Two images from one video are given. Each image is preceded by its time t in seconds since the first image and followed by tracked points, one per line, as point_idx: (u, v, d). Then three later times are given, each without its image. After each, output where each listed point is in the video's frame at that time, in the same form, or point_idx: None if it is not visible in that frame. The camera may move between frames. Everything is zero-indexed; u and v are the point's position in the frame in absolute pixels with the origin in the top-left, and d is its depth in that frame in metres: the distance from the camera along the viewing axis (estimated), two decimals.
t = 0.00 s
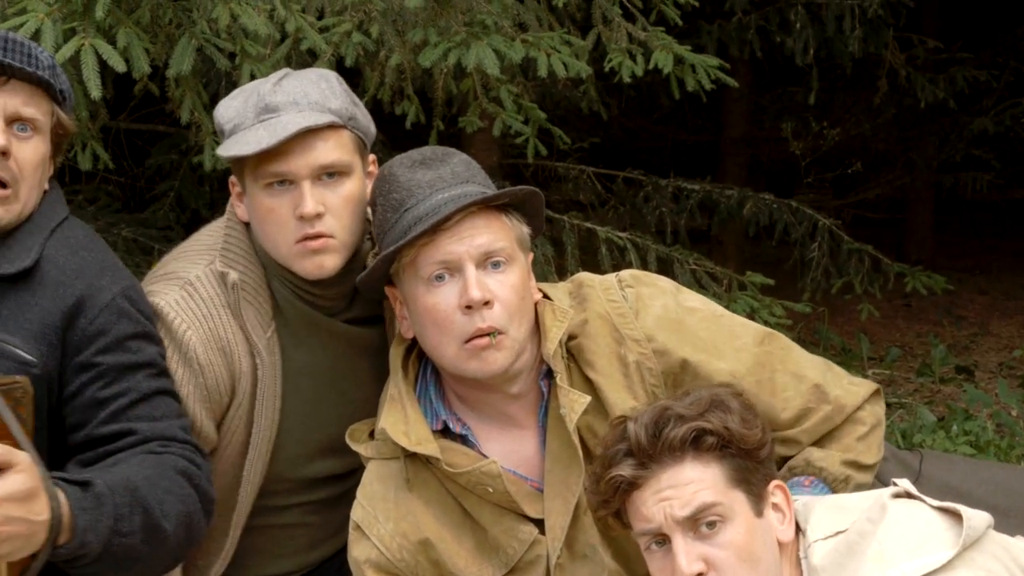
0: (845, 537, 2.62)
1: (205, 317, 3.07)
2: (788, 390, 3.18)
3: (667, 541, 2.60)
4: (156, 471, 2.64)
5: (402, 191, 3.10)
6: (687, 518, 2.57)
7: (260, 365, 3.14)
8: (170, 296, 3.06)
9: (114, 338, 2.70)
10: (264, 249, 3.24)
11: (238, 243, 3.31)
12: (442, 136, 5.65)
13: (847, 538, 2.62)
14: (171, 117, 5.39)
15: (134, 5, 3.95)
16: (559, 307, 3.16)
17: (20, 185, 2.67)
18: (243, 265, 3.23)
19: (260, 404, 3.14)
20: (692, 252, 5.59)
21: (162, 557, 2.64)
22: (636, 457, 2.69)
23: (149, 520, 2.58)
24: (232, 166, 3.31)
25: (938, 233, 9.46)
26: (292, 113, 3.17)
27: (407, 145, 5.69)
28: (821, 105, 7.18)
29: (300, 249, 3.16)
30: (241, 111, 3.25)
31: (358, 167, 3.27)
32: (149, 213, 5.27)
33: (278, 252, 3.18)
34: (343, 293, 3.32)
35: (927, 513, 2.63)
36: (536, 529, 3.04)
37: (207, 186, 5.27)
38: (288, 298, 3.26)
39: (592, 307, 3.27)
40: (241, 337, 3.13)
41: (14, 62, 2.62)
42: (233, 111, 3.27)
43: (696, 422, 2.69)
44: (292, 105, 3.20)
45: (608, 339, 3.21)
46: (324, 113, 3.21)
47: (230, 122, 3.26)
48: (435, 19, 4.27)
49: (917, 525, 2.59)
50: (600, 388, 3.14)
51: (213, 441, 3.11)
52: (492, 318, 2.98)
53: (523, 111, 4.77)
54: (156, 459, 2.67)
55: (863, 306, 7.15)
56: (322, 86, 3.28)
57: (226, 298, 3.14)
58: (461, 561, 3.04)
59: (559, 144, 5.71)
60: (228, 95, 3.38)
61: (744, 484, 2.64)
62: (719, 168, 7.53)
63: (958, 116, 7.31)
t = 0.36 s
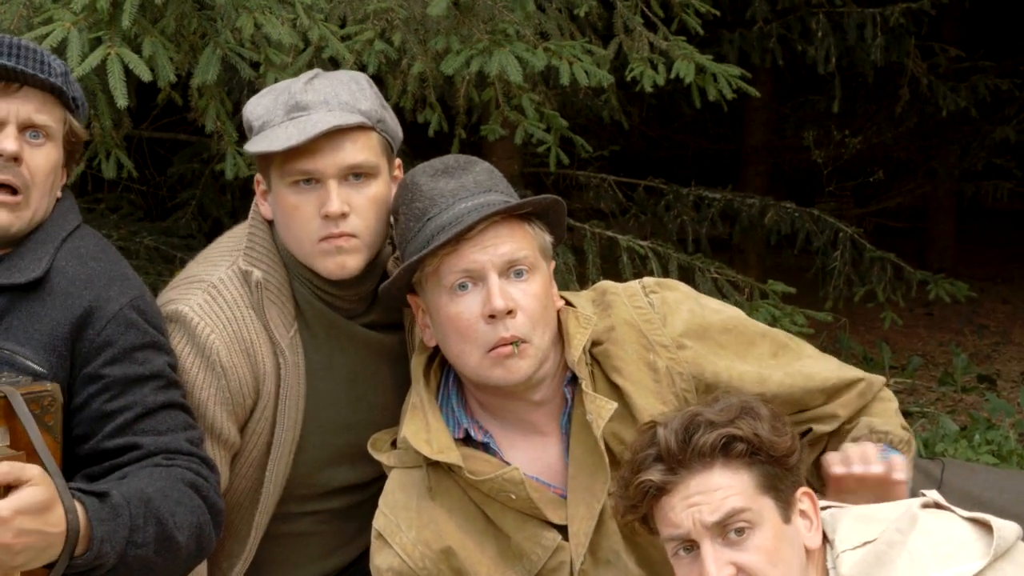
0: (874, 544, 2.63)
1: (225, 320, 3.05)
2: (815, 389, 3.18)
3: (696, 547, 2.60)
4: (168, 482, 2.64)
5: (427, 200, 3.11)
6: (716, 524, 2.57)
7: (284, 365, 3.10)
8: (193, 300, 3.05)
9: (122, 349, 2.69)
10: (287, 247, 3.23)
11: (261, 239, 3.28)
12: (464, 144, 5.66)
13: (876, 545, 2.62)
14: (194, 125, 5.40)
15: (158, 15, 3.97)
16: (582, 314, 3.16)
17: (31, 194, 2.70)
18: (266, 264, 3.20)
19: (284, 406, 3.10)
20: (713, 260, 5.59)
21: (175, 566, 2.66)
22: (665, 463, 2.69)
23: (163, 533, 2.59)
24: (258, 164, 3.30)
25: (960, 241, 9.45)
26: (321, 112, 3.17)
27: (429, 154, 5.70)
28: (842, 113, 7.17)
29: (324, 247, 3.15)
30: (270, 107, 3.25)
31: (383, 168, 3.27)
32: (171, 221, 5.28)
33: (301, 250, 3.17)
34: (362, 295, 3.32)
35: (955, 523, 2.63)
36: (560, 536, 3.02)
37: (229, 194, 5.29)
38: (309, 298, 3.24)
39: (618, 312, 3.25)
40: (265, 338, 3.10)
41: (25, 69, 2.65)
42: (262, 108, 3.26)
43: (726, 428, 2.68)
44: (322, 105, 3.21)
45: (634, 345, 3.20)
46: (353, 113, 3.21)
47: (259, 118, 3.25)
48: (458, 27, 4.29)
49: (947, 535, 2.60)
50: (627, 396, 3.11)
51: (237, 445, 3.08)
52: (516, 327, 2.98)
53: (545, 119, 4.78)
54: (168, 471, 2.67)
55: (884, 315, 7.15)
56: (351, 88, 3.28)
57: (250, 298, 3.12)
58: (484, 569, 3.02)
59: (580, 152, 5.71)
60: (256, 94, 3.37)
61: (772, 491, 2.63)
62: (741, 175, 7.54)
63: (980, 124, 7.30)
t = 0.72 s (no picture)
0: (895, 556, 2.64)
1: (242, 316, 3.04)
2: (829, 408, 3.13)
3: (710, 556, 2.59)
4: (189, 456, 2.63)
5: (442, 208, 3.11)
6: (730, 533, 2.56)
7: (299, 362, 3.09)
8: (208, 296, 3.05)
9: (140, 343, 2.69)
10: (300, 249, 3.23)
11: (273, 242, 3.29)
12: (480, 152, 5.67)
13: (897, 558, 2.63)
14: (213, 134, 5.42)
15: (178, 24, 3.99)
16: (596, 323, 3.16)
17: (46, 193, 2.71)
18: (281, 266, 3.21)
19: (300, 404, 3.09)
20: (730, 268, 5.58)
21: (198, 539, 2.64)
22: (681, 473, 2.68)
23: (184, 501, 2.58)
24: (272, 170, 3.30)
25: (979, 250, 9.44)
26: (336, 113, 3.18)
27: (447, 163, 5.70)
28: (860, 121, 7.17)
29: (339, 247, 3.16)
30: (284, 112, 3.25)
31: (397, 171, 3.27)
32: (190, 229, 5.30)
33: (315, 250, 3.17)
34: (377, 302, 3.33)
35: (975, 533, 2.64)
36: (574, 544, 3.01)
37: (248, 203, 5.31)
38: (324, 302, 3.25)
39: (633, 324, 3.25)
40: (280, 334, 3.09)
41: (38, 70, 2.66)
42: (276, 114, 3.26)
43: (742, 439, 2.67)
44: (336, 107, 3.21)
45: (648, 355, 3.19)
46: (367, 115, 3.21)
47: (273, 123, 3.25)
48: (475, 35, 4.29)
49: (967, 546, 2.61)
50: (640, 405, 3.11)
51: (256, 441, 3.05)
52: (531, 335, 2.97)
53: (562, 128, 4.78)
54: (188, 449, 2.65)
55: (902, 323, 7.14)
56: (366, 92, 3.28)
57: (265, 295, 3.12)
58: None
59: (597, 160, 5.71)
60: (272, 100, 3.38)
61: (789, 501, 2.61)
62: (759, 183, 7.54)
63: (998, 132, 7.29)
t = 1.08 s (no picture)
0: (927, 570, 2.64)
1: (275, 322, 3.07)
2: (852, 426, 3.12)
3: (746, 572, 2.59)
4: (221, 468, 2.63)
5: (471, 215, 3.11)
6: (765, 547, 2.56)
7: (337, 366, 3.10)
8: (242, 300, 3.09)
9: (166, 353, 2.70)
10: (334, 255, 3.25)
11: (308, 250, 3.29)
12: (505, 161, 5.68)
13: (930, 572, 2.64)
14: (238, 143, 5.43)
15: (203, 33, 4.01)
16: (623, 331, 3.16)
17: (77, 204, 2.77)
18: (316, 271, 3.22)
19: (336, 409, 3.10)
20: (756, 277, 5.58)
21: (236, 548, 2.65)
22: (715, 491, 2.67)
23: (219, 514, 2.59)
24: (305, 179, 3.31)
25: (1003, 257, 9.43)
26: (369, 122, 3.19)
27: (471, 171, 5.71)
28: (885, 130, 7.16)
29: (374, 256, 3.17)
30: (316, 120, 3.26)
31: (430, 177, 3.27)
32: (215, 238, 5.32)
33: (350, 259, 3.19)
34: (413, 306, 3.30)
35: (1007, 545, 2.64)
36: (601, 553, 3.02)
37: (273, 211, 5.32)
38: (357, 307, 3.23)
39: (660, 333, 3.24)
40: (314, 340, 3.11)
41: (68, 83, 2.73)
42: (309, 122, 3.27)
43: (775, 456, 2.66)
44: (369, 114, 3.21)
45: (675, 365, 3.18)
46: (400, 123, 3.22)
47: (306, 131, 3.26)
48: (499, 45, 4.31)
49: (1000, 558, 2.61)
50: (667, 415, 3.11)
51: (294, 446, 3.07)
52: (560, 341, 2.97)
53: (587, 137, 4.78)
54: (219, 460, 2.65)
55: (928, 332, 7.13)
56: (398, 99, 3.28)
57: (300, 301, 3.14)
58: None
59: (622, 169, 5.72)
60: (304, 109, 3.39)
61: (823, 515, 2.61)
62: (783, 192, 7.54)
63: None
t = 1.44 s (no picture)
0: None
1: (305, 332, 3.10)
2: (874, 437, 3.12)
3: None
4: (256, 476, 2.65)
5: (494, 224, 3.11)
6: (794, 564, 2.54)
7: (366, 380, 3.12)
8: (273, 311, 3.12)
9: (197, 354, 2.74)
10: (365, 271, 3.24)
11: (338, 264, 3.30)
12: (526, 169, 5.68)
13: None
14: (261, 151, 5.45)
15: (225, 41, 4.02)
16: (646, 339, 3.16)
17: (105, 209, 2.81)
18: (345, 284, 3.24)
19: (364, 418, 3.11)
20: (778, 286, 5.57)
21: (270, 558, 2.66)
22: (742, 507, 2.64)
23: (257, 524, 2.60)
24: (334, 192, 3.32)
25: None
26: (399, 138, 3.19)
27: (494, 180, 5.72)
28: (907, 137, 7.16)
29: (402, 271, 3.17)
30: (346, 136, 3.27)
31: (460, 193, 3.27)
32: (238, 246, 5.33)
33: (379, 275, 3.18)
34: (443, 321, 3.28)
35: None
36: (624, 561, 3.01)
37: (295, 219, 5.34)
38: (385, 320, 3.24)
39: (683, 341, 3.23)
40: (344, 351, 3.13)
41: (99, 89, 2.78)
42: (338, 137, 3.29)
43: (802, 472, 2.62)
44: (399, 131, 3.22)
45: (698, 373, 3.18)
46: (430, 138, 3.22)
47: (335, 147, 3.28)
48: (522, 53, 4.34)
49: None
50: (689, 423, 3.10)
51: (320, 459, 3.07)
52: (583, 349, 2.97)
53: (609, 146, 4.79)
54: (252, 467, 2.67)
55: (950, 340, 7.12)
56: (427, 114, 3.29)
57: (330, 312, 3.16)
58: None
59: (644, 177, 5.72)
60: (333, 122, 3.40)
61: (851, 531, 2.57)
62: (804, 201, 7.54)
63: None
